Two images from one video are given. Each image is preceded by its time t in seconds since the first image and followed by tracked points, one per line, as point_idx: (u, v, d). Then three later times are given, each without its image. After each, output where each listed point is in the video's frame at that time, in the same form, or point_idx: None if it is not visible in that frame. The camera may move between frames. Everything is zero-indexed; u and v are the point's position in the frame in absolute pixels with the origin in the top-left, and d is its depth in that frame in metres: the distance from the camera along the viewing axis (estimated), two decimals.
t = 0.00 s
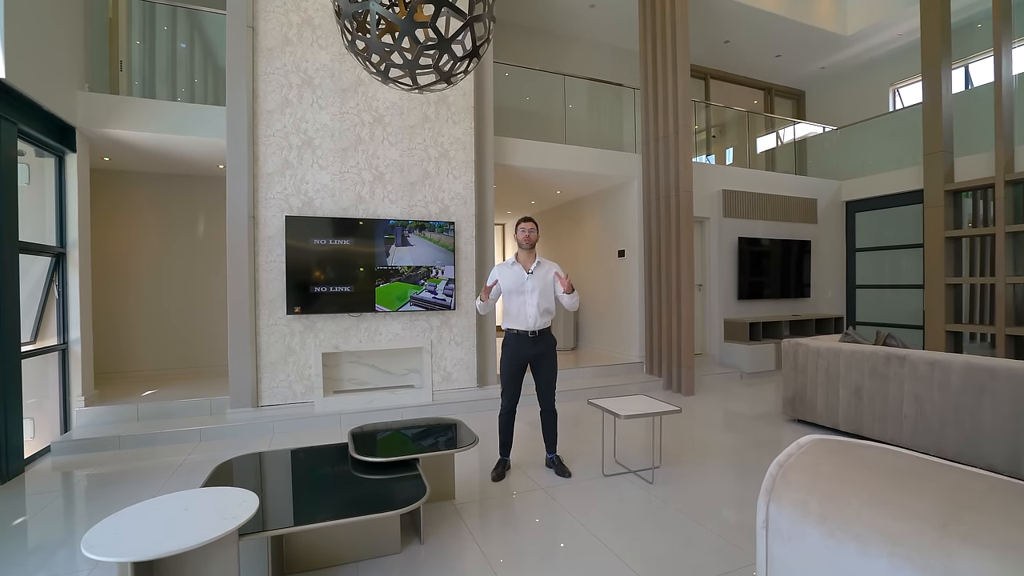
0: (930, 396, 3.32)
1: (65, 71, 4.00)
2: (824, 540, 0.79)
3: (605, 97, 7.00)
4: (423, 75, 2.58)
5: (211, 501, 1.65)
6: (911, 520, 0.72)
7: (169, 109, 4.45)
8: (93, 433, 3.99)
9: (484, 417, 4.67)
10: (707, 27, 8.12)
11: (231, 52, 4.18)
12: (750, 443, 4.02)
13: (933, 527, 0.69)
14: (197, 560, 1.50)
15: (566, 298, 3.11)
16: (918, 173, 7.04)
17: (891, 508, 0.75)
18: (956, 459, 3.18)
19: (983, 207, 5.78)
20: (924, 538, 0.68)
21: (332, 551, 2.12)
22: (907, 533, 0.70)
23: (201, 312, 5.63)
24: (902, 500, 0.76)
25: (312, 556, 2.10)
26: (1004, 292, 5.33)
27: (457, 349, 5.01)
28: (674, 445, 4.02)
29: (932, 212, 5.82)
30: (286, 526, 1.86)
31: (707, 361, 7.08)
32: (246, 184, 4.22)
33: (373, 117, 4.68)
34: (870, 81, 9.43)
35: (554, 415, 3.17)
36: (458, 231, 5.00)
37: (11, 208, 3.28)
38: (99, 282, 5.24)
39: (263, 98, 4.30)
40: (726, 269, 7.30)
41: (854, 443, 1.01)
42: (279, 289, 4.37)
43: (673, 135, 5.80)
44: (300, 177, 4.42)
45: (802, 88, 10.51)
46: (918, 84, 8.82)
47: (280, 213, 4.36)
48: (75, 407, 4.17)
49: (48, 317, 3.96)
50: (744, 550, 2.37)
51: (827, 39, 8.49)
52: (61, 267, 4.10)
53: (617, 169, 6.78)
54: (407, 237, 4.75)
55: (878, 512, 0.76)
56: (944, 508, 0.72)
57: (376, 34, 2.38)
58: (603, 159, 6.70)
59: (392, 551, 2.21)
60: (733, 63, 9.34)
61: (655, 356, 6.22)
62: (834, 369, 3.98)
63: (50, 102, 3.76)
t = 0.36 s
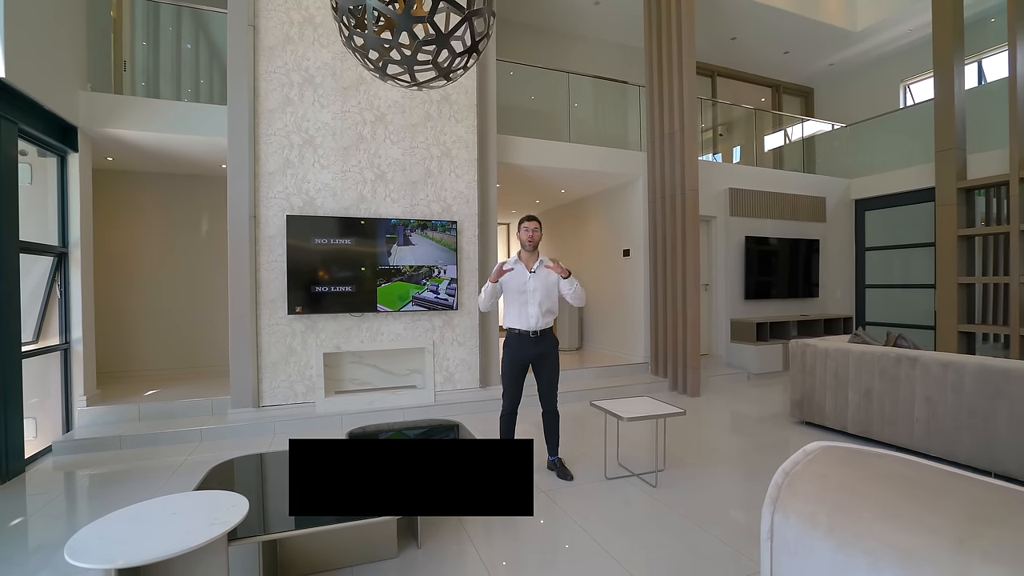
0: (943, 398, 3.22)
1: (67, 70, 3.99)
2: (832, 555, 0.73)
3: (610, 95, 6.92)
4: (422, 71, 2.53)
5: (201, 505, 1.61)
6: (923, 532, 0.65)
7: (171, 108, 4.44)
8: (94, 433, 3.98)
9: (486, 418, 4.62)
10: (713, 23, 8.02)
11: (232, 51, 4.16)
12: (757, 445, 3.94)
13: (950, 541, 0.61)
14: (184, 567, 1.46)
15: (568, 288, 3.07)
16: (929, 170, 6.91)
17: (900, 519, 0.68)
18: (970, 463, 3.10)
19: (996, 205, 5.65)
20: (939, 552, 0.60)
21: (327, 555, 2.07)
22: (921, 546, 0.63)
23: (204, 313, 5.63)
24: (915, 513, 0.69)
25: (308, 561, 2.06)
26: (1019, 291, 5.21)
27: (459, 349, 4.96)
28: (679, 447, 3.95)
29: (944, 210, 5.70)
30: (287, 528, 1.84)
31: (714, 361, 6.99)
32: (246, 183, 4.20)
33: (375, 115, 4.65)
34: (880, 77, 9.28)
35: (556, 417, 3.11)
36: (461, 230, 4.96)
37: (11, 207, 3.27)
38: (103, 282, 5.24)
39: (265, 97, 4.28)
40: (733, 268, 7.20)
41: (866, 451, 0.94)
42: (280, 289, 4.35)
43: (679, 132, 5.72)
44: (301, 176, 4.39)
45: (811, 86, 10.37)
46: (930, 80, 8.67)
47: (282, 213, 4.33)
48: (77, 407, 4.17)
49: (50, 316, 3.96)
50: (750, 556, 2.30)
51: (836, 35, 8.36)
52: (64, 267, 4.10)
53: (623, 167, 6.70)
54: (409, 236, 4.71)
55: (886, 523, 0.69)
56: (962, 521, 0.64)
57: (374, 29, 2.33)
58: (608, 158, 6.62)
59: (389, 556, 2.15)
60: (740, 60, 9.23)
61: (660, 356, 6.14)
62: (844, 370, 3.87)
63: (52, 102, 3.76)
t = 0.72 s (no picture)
0: (953, 399, 3.15)
1: (70, 69, 4.00)
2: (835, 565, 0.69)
3: (614, 93, 6.87)
4: (420, 68, 2.50)
5: (193, 506, 1.60)
6: (930, 541, 0.60)
7: (173, 108, 4.45)
8: (97, 432, 3.98)
9: (488, 418, 4.59)
10: (719, 20, 7.94)
11: (234, 50, 4.16)
12: (761, 447, 3.89)
13: (959, 551, 0.57)
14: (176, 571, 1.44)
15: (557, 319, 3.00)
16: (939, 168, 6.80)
17: (906, 527, 0.64)
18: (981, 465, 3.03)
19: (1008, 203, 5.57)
20: (947, 563, 0.56)
21: (323, 558, 2.05)
22: (928, 555, 0.59)
23: (208, 312, 5.64)
24: (923, 521, 0.64)
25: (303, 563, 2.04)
26: None
27: (461, 349, 4.94)
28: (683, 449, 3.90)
29: (954, 208, 5.61)
30: (292, 530, 1.85)
31: (719, 362, 6.91)
32: (248, 183, 4.19)
33: (376, 114, 4.63)
34: (889, 74, 9.16)
35: (557, 418, 3.07)
36: (463, 229, 4.93)
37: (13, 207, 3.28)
38: (106, 281, 5.27)
39: (267, 97, 4.28)
40: (739, 267, 7.13)
41: (871, 456, 0.90)
42: (282, 288, 4.34)
43: (683, 130, 5.65)
44: (303, 175, 4.38)
45: (818, 83, 10.25)
46: (939, 77, 8.55)
47: (283, 212, 4.33)
48: (80, 407, 4.19)
49: (53, 315, 3.97)
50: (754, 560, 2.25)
51: (844, 32, 8.26)
52: (67, 266, 4.11)
53: (627, 166, 6.64)
54: (410, 235, 4.69)
55: (891, 531, 0.65)
56: (972, 530, 0.59)
57: (371, 25, 2.30)
58: (612, 156, 6.58)
59: (385, 558, 2.12)
60: (746, 57, 9.15)
61: (665, 357, 6.09)
62: (851, 371, 3.80)
63: (55, 102, 3.77)
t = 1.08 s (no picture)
0: (959, 402, 3.09)
1: (71, 70, 4.02)
2: None
3: (617, 92, 6.83)
4: (416, 66, 2.47)
5: (181, 508, 1.59)
6: (926, 553, 0.58)
7: (174, 109, 4.46)
8: (98, 431, 3.99)
9: (488, 419, 4.57)
10: (724, 18, 7.86)
11: (234, 50, 4.16)
12: (764, 448, 3.83)
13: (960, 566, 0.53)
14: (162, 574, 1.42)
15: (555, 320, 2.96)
16: (947, 166, 6.70)
17: (903, 539, 0.61)
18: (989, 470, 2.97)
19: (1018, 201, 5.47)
20: None
21: (315, 560, 2.03)
22: (928, 569, 0.55)
23: (209, 312, 5.65)
24: (921, 534, 0.61)
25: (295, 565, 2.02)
26: None
27: (462, 350, 4.92)
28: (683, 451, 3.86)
29: (963, 207, 5.53)
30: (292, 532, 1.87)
31: (722, 362, 6.85)
32: (249, 183, 4.19)
33: (377, 113, 4.62)
34: (896, 72, 9.06)
35: (556, 420, 3.04)
36: (463, 229, 4.91)
37: (14, 207, 3.29)
38: (108, 280, 5.29)
39: (267, 96, 4.28)
40: (743, 267, 7.06)
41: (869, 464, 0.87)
42: (282, 288, 4.34)
43: (685, 129, 5.61)
44: (303, 175, 4.38)
45: (824, 81, 10.15)
46: (947, 74, 8.45)
47: (283, 212, 4.32)
48: (82, 406, 4.20)
49: (55, 316, 3.99)
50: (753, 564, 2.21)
51: (850, 29, 8.18)
52: (68, 267, 4.12)
53: (629, 164, 6.58)
54: (410, 235, 4.67)
55: (888, 542, 0.62)
56: (969, 544, 0.58)
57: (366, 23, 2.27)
58: (614, 156, 6.53)
59: (378, 560, 2.10)
60: (751, 55, 9.07)
61: (667, 358, 6.04)
62: (855, 372, 3.74)
63: (56, 103, 3.78)
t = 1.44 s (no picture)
0: (965, 404, 3.03)
1: (72, 71, 4.04)
2: None
3: (619, 91, 6.79)
4: (411, 65, 2.45)
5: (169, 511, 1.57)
6: (913, 564, 0.54)
7: (174, 110, 4.47)
8: (98, 431, 4.01)
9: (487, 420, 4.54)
10: (728, 16, 7.80)
11: (233, 50, 4.16)
12: (765, 450, 3.78)
13: None
14: None
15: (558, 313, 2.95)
16: (955, 164, 6.60)
17: (891, 551, 0.58)
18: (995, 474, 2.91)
19: None
20: None
21: (307, 562, 2.02)
22: None
23: (210, 312, 5.67)
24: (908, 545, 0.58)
25: (285, 566, 2.01)
26: None
27: (462, 350, 4.90)
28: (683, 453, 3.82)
29: (971, 206, 5.44)
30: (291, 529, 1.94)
31: (725, 363, 6.79)
32: (248, 183, 4.20)
33: (376, 113, 4.61)
34: (904, 69, 8.95)
35: (553, 421, 3.01)
36: (463, 229, 4.89)
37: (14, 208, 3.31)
38: (111, 280, 5.33)
39: (266, 97, 4.28)
40: (747, 267, 7.00)
41: (861, 469, 0.84)
42: (281, 289, 4.34)
43: (687, 128, 5.55)
44: (302, 175, 4.38)
45: (831, 79, 10.05)
46: (956, 71, 8.33)
47: (282, 213, 4.33)
48: (82, 405, 4.23)
49: (56, 316, 4.01)
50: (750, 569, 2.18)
51: (857, 26, 8.08)
52: (69, 267, 4.15)
53: (631, 164, 6.54)
54: (410, 235, 4.66)
55: (875, 554, 0.59)
56: (959, 553, 0.53)
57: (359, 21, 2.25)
58: (616, 155, 6.49)
59: (370, 563, 2.09)
60: (755, 53, 9.00)
61: (669, 359, 5.99)
62: (858, 374, 3.68)
63: (57, 104, 3.80)
